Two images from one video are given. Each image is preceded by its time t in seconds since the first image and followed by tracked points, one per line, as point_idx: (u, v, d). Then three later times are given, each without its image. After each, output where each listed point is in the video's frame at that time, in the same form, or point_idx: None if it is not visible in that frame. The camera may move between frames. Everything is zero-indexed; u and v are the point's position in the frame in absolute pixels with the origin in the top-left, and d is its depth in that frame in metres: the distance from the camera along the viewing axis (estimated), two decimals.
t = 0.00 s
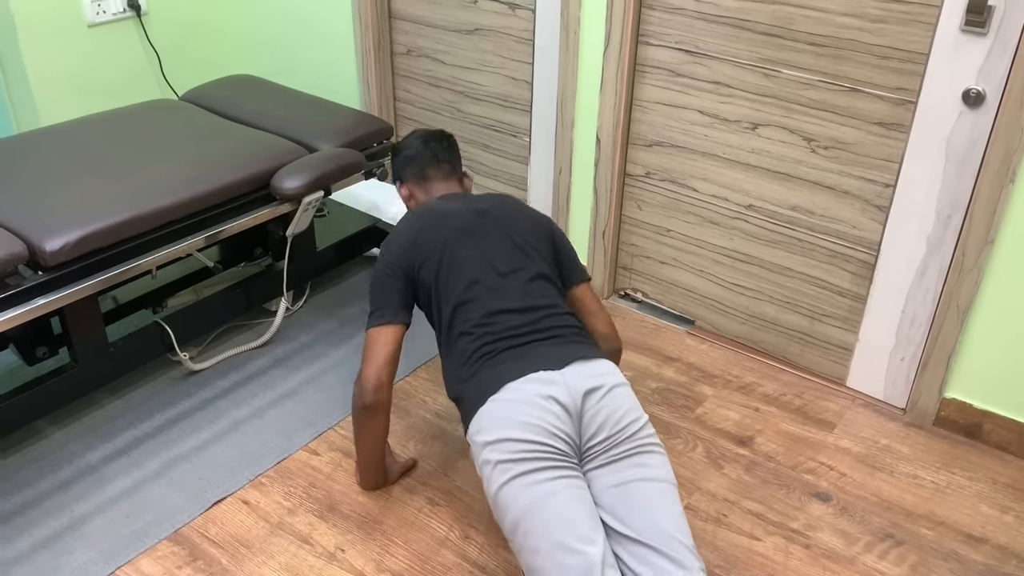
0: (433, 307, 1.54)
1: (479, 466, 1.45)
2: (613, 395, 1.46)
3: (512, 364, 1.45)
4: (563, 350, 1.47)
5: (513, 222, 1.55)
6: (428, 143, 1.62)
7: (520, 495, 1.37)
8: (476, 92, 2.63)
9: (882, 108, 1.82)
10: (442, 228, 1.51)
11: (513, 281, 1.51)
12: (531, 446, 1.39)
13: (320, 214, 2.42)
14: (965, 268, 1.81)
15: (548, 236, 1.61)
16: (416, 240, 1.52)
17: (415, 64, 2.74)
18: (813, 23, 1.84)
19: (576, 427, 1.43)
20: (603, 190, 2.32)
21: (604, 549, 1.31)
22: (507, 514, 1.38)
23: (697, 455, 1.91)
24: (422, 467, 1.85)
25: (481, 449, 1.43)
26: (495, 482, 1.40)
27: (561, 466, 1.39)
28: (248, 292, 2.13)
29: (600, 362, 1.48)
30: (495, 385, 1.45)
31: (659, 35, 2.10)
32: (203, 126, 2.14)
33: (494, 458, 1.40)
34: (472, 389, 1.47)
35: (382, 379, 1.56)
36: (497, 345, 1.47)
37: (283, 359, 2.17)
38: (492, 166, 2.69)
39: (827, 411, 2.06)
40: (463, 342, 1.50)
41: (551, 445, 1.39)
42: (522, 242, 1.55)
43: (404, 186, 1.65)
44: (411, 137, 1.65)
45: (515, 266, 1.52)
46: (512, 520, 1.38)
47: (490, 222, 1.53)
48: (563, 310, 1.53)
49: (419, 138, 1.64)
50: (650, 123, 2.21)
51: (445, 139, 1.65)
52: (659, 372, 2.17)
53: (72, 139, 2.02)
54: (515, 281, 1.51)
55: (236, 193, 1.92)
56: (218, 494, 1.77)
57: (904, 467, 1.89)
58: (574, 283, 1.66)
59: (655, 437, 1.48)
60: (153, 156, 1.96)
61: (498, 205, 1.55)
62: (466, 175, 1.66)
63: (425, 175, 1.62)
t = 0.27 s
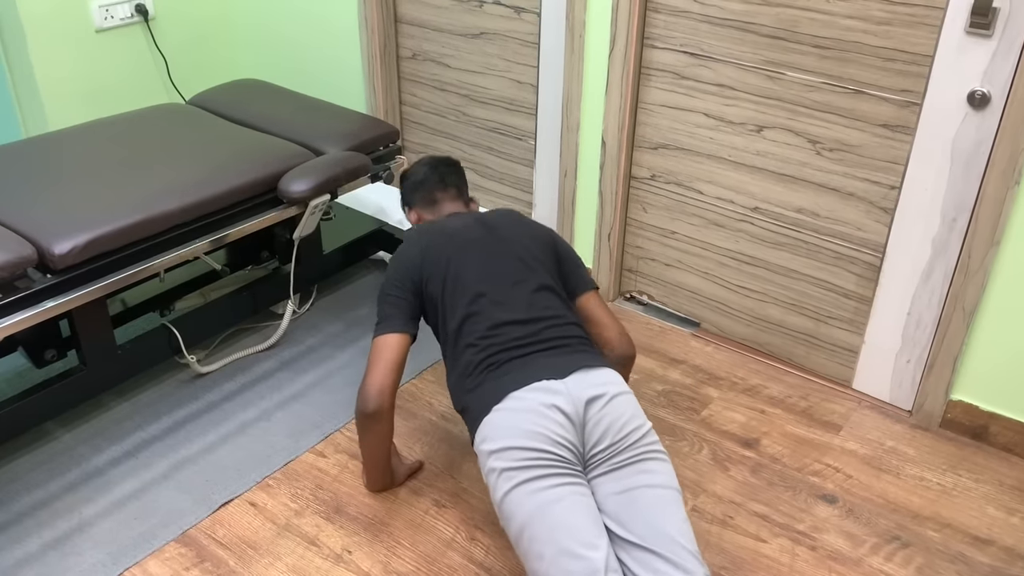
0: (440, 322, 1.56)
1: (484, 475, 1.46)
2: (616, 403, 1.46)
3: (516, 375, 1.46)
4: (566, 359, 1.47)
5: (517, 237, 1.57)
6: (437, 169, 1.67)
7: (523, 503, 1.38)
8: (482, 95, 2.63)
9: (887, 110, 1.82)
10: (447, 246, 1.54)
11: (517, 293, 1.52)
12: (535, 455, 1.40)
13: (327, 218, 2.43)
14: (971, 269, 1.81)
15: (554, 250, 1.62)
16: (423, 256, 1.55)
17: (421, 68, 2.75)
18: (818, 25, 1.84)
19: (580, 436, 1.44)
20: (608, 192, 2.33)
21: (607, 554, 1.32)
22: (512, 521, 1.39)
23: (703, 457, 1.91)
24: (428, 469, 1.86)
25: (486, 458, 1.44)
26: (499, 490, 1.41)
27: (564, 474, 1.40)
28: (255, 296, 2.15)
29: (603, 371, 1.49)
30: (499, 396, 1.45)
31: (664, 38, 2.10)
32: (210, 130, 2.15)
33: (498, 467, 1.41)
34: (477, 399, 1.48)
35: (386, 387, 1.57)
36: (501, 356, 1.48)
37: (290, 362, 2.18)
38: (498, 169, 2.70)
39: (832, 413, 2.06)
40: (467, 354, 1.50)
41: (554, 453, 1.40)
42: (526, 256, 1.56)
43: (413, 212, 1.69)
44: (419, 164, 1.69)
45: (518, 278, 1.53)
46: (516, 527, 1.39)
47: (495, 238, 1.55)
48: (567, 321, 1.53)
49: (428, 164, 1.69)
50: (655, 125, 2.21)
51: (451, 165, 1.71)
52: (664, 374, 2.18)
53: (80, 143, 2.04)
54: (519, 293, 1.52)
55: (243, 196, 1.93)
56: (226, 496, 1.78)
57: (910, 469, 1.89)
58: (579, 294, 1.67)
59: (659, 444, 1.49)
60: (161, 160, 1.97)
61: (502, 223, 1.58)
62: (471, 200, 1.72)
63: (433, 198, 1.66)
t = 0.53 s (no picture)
0: (440, 366, 1.61)
1: (483, 504, 1.47)
2: (609, 430, 1.48)
3: (513, 408, 1.49)
4: (560, 391, 1.51)
5: (510, 285, 1.64)
6: (437, 236, 1.74)
7: (521, 527, 1.38)
8: (483, 98, 2.64)
9: (889, 110, 1.82)
10: (445, 295, 1.61)
11: (511, 333, 1.57)
12: (531, 479, 1.41)
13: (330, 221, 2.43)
14: (973, 269, 1.80)
15: (547, 299, 1.70)
16: (420, 306, 1.62)
17: (423, 71, 2.76)
18: (818, 25, 1.85)
19: (575, 461, 1.45)
20: (610, 194, 2.33)
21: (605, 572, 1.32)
22: (511, 545, 1.39)
23: (707, 457, 1.91)
24: (433, 472, 1.86)
25: (484, 486, 1.45)
26: (497, 517, 1.42)
27: (561, 498, 1.41)
28: (259, 300, 2.15)
29: (596, 402, 1.52)
30: (497, 427, 1.48)
31: (665, 40, 2.11)
32: (213, 135, 2.16)
33: (496, 493, 1.42)
34: (476, 434, 1.51)
35: (379, 408, 1.57)
36: (498, 391, 1.52)
37: (294, 365, 2.19)
38: (500, 172, 2.70)
39: (836, 413, 2.05)
40: (466, 392, 1.54)
41: (551, 477, 1.41)
42: (519, 301, 1.63)
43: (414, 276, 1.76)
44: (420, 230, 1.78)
45: (513, 320, 1.59)
46: (515, 552, 1.39)
47: (490, 286, 1.63)
48: (562, 358, 1.58)
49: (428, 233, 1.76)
50: (657, 127, 2.21)
51: (452, 234, 1.78)
52: (668, 375, 2.18)
53: (84, 149, 2.04)
54: (513, 334, 1.57)
55: (246, 201, 1.94)
56: (231, 500, 1.78)
57: (915, 469, 1.89)
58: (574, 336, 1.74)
59: (654, 468, 1.50)
60: (164, 166, 1.98)
61: (497, 275, 1.66)
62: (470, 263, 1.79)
63: (433, 264, 1.73)
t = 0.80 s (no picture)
0: (438, 396, 1.63)
1: (482, 526, 1.47)
2: (602, 448, 1.49)
3: (510, 431, 1.52)
4: (556, 414, 1.54)
5: (505, 316, 1.68)
6: (433, 273, 1.75)
7: (519, 545, 1.39)
8: (482, 100, 2.64)
9: (886, 108, 1.82)
10: (440, 326, 1.65)
11: (507, 361, 1.60)
12: (527, 497, 1.42)
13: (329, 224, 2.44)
14: (972, 266, 1.80)
15: (541, 328, 1.74)
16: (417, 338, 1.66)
17: (421, 73, 2.76)
18: (814, 24, 1.85)
19: (571, 480, 1.47)
20: (609, 194, 2.33)
21: None
22: (510, 563, 1.39)
23: (707, 456, 1.91)
24: (433, 473, 1.86)
25: (482, 508, 1.46)
26: (496, 537, 1.43)
27: (558, 515, 1.42)
28: (258, 303, 2.15)
29: (589, 423, 1.54)
30: (494, 449, 1.50)
31: (661, 40, 2.11)
32: (212, 138, 2.16)
33: (493, 514, 1.43)
34: (474, 459, 1.52)
35: (375, 405, 1.58)
36: (496, 416, 1.54)
37: (294, 368, 2.19)
38: (499, 173, 2.71)
39: (836, 411, 2.05)
40: (464, 420, 1.57)
41: (547, 495, 1.42)
42: (514, 330, 1.66)
43: (413, 311, 1.78)
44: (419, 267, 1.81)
45: (508, 349, 1.62)
46: (514, 571, 1.39)
47: (484, 317, 1.67)
48: (557, 383, 1.61)
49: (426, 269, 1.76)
50: (654, 127, 2.22)
51: (450, 268, 1.78)
52: (668, 375, 2.18)
53: (83, 154, 2.05)
54: (509, 362, 1.60)
55: (245, 204, 1.94)
56: (231, 502, 1.79)
57: (915, 466, 1.89)
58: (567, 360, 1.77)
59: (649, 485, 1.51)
60: (163, 170, 1.98)
61: (491, 306, 1.70)
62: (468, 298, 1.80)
63: (430, 299, 1.74)
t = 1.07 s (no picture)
0: (438, 396, 1.64)
1: (483, 526, 1.48)
2: (603, 448, 1.50)
3: (510, 431, 1.52)
4: (557, 414, 1.54)
5: (505, 316, 1.68)
6: (434, 271, 1.76)
7: (520, 543, 1.39)
8: (481, 102, 2.65)
9: (884, 108, 1.83)
10: (440, 326, 1.65)
11: (506, 361, 1.61)
12: (528, 496, 1.42)
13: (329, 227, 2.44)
14: (971, 266, 1.81)
15: (541, 329, 1.74)
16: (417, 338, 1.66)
17: (421, 77, 2.77)
18: (813, 25, 1.85)
19: (572, 479, 1.47)
20: (609, 196, 2.33)
21: None
22: (511, 562, 1.40)
23: (709, 457, 1.91)
24: (435, 475, 1.87)
25: (483, 508, 1.47)
26: (497, 536, 1.43)
27: (558, 514, 1.42)
28: (260, 306, 2.16)
29: (590, 422, 1.54)
30: (494, 448, 1.50)
31: (660, 42, 2.12)
32: (212, 143, 2.17)
33: (494, 513, 1.44)
34: (474, 458, 1.53)
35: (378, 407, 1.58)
36: (496, 416, 1.55)
37: (296, 371, 2.20)
38: (499, 175, 2.71)
39: (837, 411, 2.06)
40: (465, 420, 1.57)
41: (547, 494, 1.43)
42: (514, 331, 1.67)
43: (413, 310, 1.78)
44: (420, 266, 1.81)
45: (508, 349, 1.63)
46: (514, 570, 1.39)
47: (484, 317, 1.67)
48: (557, 383, 1.61)
49: (426, 267, 1.77)
50: (654, 129, 2.22)
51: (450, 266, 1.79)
52: (669, 376, 2.18)
53: (84, 159, 2.06)
54: (509, 361, 1.61)
55: (246, 208, 1.95)
56: (234, 505, 1.79)
57: (916, 466, 1.89)
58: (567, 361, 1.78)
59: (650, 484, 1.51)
60: (164, 174, 1.99)
61: (490, 307, 1.71)
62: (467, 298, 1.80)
63: (430, 298, 1.75)
